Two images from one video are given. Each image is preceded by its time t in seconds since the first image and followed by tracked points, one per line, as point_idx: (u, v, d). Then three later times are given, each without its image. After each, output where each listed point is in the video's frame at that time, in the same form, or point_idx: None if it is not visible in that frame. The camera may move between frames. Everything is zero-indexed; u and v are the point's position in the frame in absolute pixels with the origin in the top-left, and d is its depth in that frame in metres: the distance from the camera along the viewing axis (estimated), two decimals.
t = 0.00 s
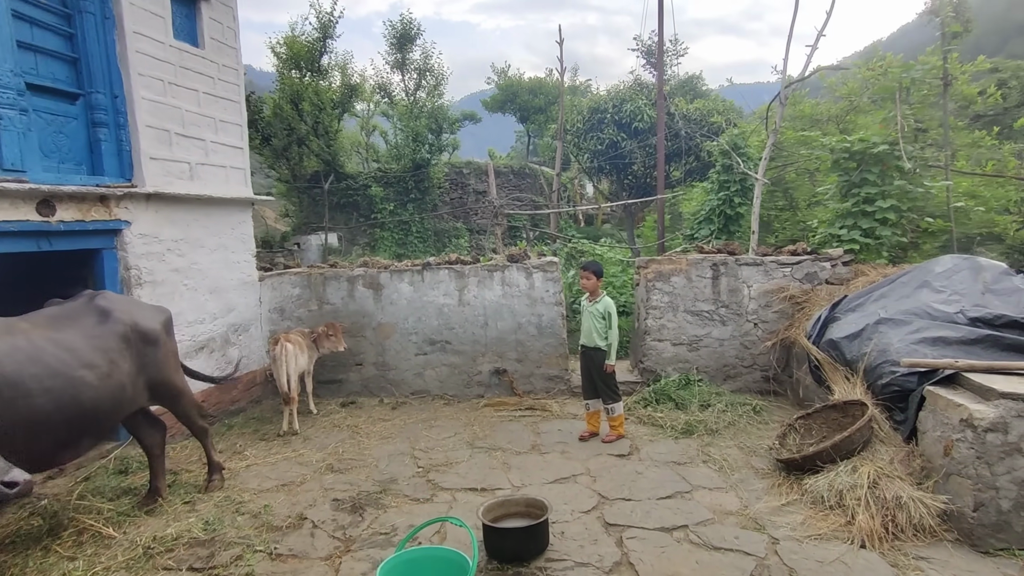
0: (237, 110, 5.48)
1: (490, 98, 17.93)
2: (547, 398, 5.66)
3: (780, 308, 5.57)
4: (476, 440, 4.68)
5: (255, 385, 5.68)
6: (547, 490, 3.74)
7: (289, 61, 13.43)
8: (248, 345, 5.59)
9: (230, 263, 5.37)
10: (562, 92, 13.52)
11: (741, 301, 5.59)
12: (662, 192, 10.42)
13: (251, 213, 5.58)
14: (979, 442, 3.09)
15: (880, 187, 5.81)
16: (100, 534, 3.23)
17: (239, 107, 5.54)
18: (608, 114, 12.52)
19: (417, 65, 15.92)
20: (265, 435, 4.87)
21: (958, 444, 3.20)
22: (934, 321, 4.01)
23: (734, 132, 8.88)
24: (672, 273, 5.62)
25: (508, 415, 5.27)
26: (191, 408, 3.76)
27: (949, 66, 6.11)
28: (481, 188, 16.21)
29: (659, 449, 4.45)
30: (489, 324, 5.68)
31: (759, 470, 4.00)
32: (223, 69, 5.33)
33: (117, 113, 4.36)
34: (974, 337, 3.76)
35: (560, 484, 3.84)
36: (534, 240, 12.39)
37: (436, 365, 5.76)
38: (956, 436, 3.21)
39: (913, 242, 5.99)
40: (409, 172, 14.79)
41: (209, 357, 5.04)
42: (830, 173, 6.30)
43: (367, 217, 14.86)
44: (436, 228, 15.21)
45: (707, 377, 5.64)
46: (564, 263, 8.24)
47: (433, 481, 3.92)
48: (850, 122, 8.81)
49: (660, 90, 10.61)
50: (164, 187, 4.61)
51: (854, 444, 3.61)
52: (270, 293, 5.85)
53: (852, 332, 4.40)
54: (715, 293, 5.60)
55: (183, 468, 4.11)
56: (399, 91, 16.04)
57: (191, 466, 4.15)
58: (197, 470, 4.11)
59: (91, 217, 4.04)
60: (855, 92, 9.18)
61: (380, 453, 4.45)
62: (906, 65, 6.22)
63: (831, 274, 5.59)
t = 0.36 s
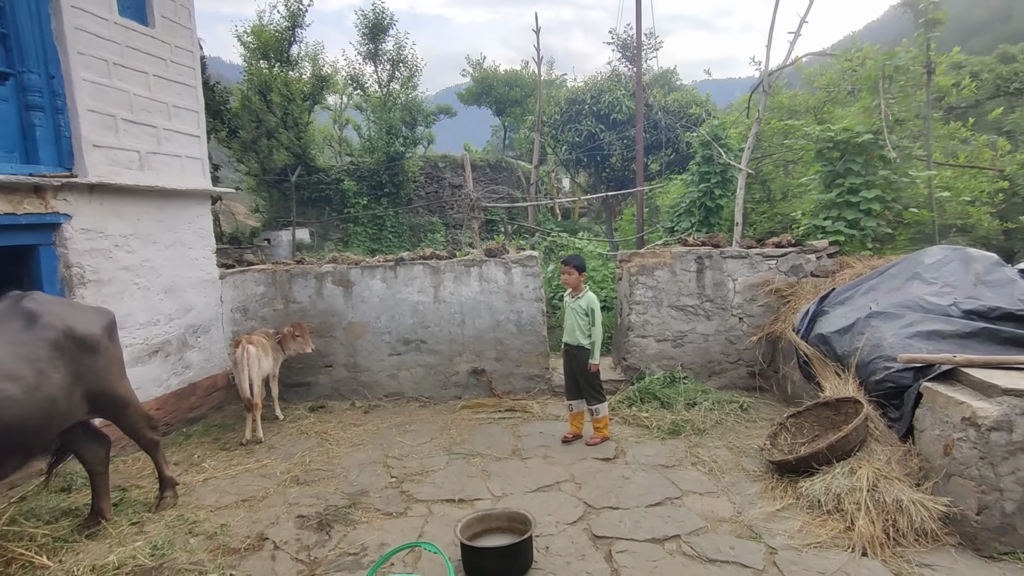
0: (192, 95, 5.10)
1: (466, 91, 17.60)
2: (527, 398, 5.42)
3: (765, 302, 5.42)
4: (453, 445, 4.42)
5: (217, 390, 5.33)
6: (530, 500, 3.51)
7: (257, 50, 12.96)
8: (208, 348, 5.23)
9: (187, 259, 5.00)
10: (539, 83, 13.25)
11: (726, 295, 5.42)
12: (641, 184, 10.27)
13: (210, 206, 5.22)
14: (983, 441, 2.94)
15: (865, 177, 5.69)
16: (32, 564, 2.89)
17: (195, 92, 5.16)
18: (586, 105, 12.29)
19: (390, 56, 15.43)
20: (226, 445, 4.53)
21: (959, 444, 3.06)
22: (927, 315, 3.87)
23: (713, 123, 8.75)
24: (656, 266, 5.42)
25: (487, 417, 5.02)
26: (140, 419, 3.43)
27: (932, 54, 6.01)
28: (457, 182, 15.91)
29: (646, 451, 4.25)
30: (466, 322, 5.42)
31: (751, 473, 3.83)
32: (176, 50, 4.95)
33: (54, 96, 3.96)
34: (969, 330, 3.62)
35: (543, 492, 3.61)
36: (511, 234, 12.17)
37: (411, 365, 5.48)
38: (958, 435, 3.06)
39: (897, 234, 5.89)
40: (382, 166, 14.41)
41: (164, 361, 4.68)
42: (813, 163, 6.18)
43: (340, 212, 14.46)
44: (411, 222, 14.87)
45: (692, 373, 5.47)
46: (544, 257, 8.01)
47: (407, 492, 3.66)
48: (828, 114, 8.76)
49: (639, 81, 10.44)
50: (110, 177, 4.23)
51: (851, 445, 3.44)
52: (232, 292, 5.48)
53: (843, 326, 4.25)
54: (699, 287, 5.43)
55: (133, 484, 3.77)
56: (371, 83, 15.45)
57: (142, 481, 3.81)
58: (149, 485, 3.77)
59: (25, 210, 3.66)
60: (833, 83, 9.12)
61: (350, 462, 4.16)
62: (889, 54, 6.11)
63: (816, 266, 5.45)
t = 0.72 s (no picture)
0: (143, 80, 4.69)
1: (449, 87, 17.22)
2: (508, 406, 5.10)
3: (758, 303, 5.16)
4: (425, 460, 4.08)
5: (172, 400, 4.93)
6: (507, 523, 3.19)
7: (234, 45, 12.71)
8: (161, 355, 4.83)
9: (137, 258, 4.60)
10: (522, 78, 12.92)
11: (717, 296, 5.15)
12: (627, 181, 10.02)
13: (164, 201, 4.81)
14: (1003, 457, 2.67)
15: (859, 173, 5.46)
16: None
17: (147, 77, 4.75)
18: (571, 100, 11.99)
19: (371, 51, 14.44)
20: (178, 461, 4.15)
21: (975, 458, 2.79)
22: (933, 316, 3.60)
23: (701, 118, 8.51)
24: (643, 265, 5.13)
25: (464, 427, 4.69)
26: (67, 439, 3.04)
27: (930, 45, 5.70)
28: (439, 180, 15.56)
29: (634, 463, 3.95)
30: (443, 325, 5.08)
31: (747, 488, 3.54)
32: (125, 30, 4.54)
33: None
34: (979, 332, 3.36)
35: (522, 514, 3.29)
36: (495, 233, 11.87)
37: (384, 372, 5.13)
38: (974, 449, 2.80)
39: (892, 232, 5.68)
40: (362, 163, 14.02)
41: (110, 370, 4.28)
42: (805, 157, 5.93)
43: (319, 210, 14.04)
44: (392, 221, 14.49)
45: (681, 378, 5.19)
46: (526, 256, 7.69)
47: (372, 515, 3.31)
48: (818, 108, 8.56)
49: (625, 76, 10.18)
50: (44, 167, 3.81)
51: (856, 458, 3.17)
52: (190, 294, 5.09)
53: (842, 328, 3.97)
54: (689, 287, 5.14)
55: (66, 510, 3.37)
56: (351, 79, 14.60)
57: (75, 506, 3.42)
58: (83, 511, 3.38)
59: None
60: (822, 78, 8.91)
61: (312, 481, 3.79)
62: (884, 44, 5.79)
63: (810, 265, 5.20)
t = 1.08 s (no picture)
0: (92, 63, 4.28)
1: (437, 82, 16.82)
2: (493, 418, 4.76)
3: (760, 307, 4.85)
4: (401, 480, 3.72)
5: (127, 412, 4.53)
6: (490, 558, 2.84)
7: (215, 36, 12.31)
8: (115, 363, 4.43)
9: (86, 258, 4.19)
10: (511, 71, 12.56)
11: (717, 300, 4.84)
12: (619, 178, 9.72)
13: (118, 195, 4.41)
14: None
15: (865, 169, 5.17)
16: None
17: (97, 59, 4.34)
18: (561, 95, 11.65)
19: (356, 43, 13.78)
20: (128, 483, 3.76)
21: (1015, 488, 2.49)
22: (956, 325, 3.29)
23: (695, 112, 8.21)
24: (639, 267, 4.80)
25: (445, 442, 4.34)
26: None
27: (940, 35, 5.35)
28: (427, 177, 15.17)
29: (630, 484, 3.63)
30: (423, 330, 4.73)
31: (754, 514, 3.22)
32: (72, 7, 4.12)
33: None
34: (1008, 344, 3.07)
35: (508, 546, 2.94)
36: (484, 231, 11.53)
37: (360, 381, 4.76)
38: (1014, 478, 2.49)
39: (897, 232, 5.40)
40: (348, 159, 13.59)
41: (53, 382, 3.88)
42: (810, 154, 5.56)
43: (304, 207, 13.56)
44: (378, 219, 14.08)
45: (678, 388, 4.87)
46: (514, 256, 7.33)
47: (339, 549, 2.95)
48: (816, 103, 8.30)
49: (617, 70, 9.86)
50: None
51: (878, 484, 2.86)
52: (149, 297, 4.68)
53: (855, 337, 3.66)
54: (687, 291, 4.82)
55: None
56: (336, 73, 13.98)
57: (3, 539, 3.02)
58: (11, 544, 2.99)
59: None
60: (819, 73, 8.64)
61: (274, 506, 3.42)
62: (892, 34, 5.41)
63: (815, 267, 4.90)
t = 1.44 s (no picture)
0: (50, 47, 3.96)
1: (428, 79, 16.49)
2: (486, 428, 4.48)
3: (766, 309, 4.60)
4: (386, 500, 3.43)
5: (91, 425, 4.20)
6: None
7: (198, 30, 11.95)
8: (78, 373, 4.10)
9: (43, 260, 3.86)
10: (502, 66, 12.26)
11: (722, 301, 4.59)
12: (614, 175, 9.49)
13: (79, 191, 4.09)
14: None
15: (877, 164, 4.92)
16: None
17: (55, 44, 4.01)
18: (554, 90, 11.38)
19: (344, 39, 13.46)
20: (87, 505, 3.44)
21: None
22: (986, 329, 3.05)
23: (693, 107, 7.96)
24: (640, 268, 4.54)
25: (435, 455, 4.05)
26: None
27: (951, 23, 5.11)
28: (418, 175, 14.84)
29: (635, 502, 3.36)
30: (411, 335, 4.44)
31: (771, 535, 2.96)
32: None
33: None
34: None
35: None
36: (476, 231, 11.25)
37: (344, 389, 4.47)
38: None
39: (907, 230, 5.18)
40: (336, 157, 13.24)
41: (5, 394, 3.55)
42: (812, 147, 5.36)
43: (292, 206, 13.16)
44: (368, 218, 13.73)
45: (681, 394, 4.62)
46: (507, 256, 7.04)
47: None
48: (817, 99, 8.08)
49: (612, 65, 9.62)
50: None
51: (908, 504, 2.62)
52: (116, 301, 4.35)
53: (874, 341, 3.41)
54: (690, 292, 4.57)
55: None
56: (324, 69, 13.59)
57: None
58: None
59: None
60: (819, 67, 8.40)
61: (247, 531, 3.12)
62: (901, 22, 5.14)
63: (823, 266, 4.66)
